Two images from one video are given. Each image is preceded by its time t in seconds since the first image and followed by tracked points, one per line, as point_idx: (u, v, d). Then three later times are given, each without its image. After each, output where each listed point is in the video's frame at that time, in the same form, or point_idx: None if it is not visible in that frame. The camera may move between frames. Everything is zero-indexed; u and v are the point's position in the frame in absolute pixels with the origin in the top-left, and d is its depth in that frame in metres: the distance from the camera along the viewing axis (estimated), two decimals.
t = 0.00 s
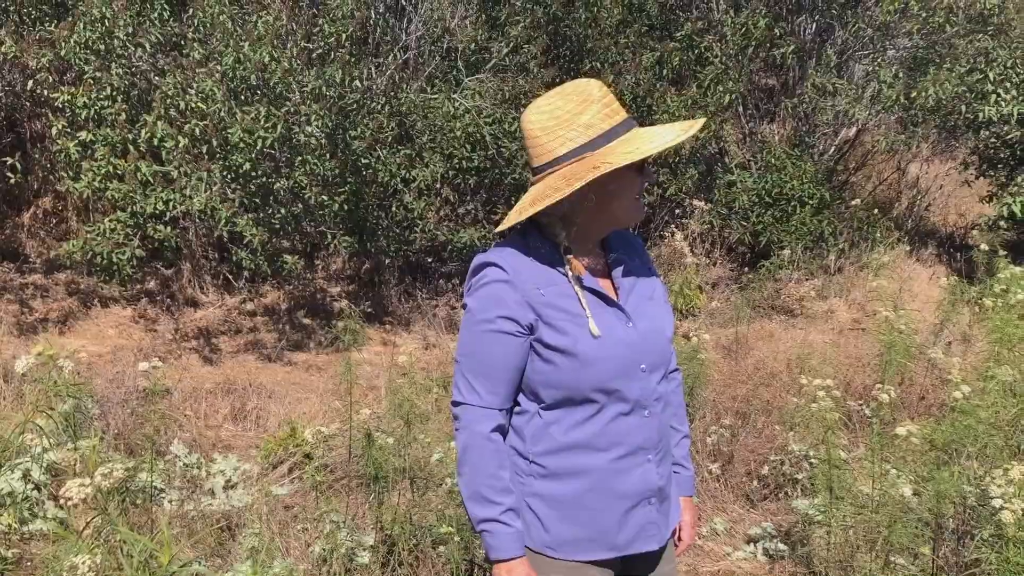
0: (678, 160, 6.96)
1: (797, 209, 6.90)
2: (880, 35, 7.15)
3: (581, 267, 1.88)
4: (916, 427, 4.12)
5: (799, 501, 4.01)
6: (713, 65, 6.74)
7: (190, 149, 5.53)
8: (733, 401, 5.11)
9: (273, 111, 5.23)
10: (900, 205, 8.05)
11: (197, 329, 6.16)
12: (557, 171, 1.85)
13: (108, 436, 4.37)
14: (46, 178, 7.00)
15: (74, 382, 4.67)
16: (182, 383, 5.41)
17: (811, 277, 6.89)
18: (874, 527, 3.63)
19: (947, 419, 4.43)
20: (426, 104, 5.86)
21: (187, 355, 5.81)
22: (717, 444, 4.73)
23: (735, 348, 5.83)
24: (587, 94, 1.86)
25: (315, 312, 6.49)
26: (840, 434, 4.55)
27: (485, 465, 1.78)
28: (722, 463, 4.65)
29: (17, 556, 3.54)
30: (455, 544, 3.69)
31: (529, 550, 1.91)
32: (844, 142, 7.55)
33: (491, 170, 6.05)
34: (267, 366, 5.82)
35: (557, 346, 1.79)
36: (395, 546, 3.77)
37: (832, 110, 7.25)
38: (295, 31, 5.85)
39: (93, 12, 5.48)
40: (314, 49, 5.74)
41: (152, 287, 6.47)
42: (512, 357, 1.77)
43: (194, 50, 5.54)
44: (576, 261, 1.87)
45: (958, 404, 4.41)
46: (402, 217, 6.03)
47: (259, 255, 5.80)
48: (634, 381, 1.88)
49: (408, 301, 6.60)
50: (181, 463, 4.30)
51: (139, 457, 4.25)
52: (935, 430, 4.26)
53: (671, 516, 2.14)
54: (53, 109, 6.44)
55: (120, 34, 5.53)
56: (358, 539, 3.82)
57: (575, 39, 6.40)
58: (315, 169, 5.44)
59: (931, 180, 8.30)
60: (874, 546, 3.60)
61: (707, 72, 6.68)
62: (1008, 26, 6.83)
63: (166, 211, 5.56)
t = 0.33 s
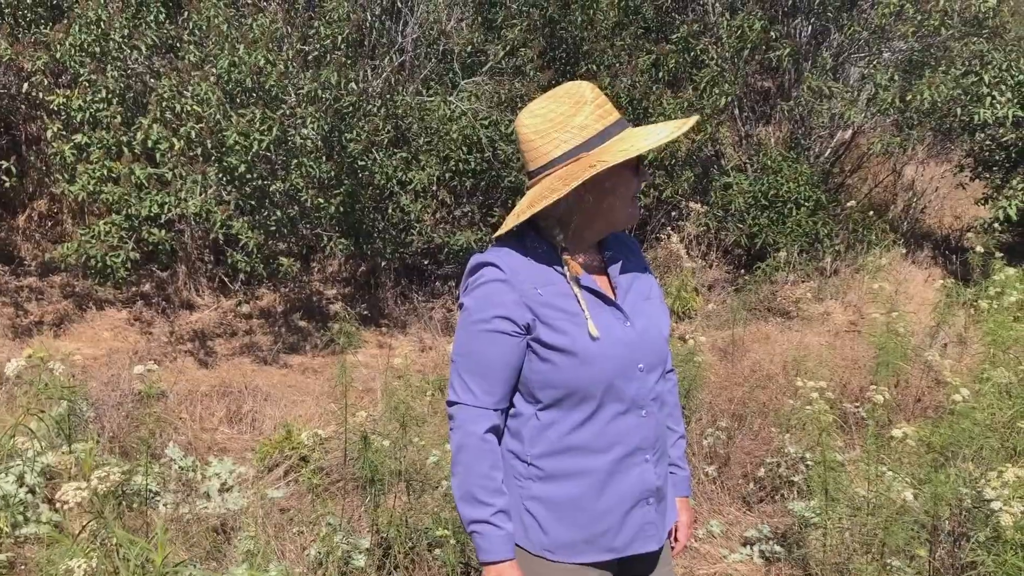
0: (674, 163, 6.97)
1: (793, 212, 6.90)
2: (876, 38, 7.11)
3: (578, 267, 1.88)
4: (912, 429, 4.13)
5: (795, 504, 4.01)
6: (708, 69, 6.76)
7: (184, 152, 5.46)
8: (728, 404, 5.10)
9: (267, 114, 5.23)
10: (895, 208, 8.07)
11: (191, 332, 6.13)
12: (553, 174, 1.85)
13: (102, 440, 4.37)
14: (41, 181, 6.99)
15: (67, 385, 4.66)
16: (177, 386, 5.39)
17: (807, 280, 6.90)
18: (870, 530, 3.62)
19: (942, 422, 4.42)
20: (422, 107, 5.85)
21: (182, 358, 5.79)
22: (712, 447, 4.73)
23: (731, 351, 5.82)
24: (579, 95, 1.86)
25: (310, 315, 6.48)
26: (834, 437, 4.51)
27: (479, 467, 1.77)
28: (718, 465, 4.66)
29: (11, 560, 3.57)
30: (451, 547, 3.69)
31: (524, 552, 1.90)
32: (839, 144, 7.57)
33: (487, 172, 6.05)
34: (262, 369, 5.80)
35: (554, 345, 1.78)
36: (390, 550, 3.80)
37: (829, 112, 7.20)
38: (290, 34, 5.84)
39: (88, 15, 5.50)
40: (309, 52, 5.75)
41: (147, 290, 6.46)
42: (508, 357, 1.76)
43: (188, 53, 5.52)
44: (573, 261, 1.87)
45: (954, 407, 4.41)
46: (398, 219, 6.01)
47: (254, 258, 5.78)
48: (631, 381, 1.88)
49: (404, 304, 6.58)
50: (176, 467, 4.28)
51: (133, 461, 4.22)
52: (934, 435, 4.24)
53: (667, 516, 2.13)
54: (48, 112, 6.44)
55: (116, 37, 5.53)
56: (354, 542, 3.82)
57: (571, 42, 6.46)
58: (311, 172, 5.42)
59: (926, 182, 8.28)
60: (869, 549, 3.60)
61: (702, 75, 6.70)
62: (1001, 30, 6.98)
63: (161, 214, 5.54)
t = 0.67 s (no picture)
0: (668, 165, 6.95)
1: (787, 213, 6.93)
2: (869, 40, 7.13)
3: (569, 267, 1.87)
4: (905, 432, 4.12)
5: (788, 505, 4.06)
6: (703, 70, 6.77)
7: (178, 154, 5.53)
8: (722, 405, 5.10)
9: (261, 115, 5.22)
10: (888, 209, 8.09)
11: (185, 333, 6.12)
12: (543, 169, 1.85)
13: (95, 442, 4.35)
14: (34, 182, 6.97)
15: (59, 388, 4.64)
16: (170, 388, 5.37)
17: (800, 281, 6.92)
18: (864, 531, 3.65)
19: (936, 424, 4.42)
20: (416, 108, 5.84)
21: (175, 360, 5.78)
22: (706, 448, 4.73)
23: (725, 352, 5.82)
24: (577, 95, 1.88)
25: (304, 316, 6.47)
26: (827, 438, 4.59)
27: (473, 470, 1.77)
28: (711, 466, 4.67)
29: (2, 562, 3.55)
30: (444, 549, 3.71)
31: (518, 555, 1.90)
32: (833, 146, 7.60)
33: (481, 173, 6.06)
34: (256, 370, 5.79)
35: (547, 348, 1.78)
36: (384, 552, 3.79)
37: (822, 114, 7.21)
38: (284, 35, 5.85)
39: (81, 16, 5.47)
40: (303, 54, 5.76)
41: (141, 291, 6.45)
42: (502, 360, 1.75)
43: (182, 54, 5.52)
44: (562, 259, 1.86)
45: (948, 409, 4.42)
46: (392, 220, 5.98)
47: (248, 259, 5.77)
48: (624, 382, 1.88)
49: (398, 305, 6.58)
50: (170, 468, 4.29)
51: (126, 463, 4.21)
52: (926, 437, 4.25)
53: (661, 517, 2.13)
54: (40, 113, 6.42)
55: (108, 37, 5.48)
56: (347, 544, 3.83)
57: (565, 44, 6.49)
58: (305, 173, 5.40)
59: (921, 184, 8.22)
60: (863, 551, 3.62)
61: (697, 77, 6.72)
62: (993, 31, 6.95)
63: (154, 216, 5.53)
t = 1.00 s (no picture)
0: (658, 165, 6.94)
1: (776, 214, 6.94)
2: (857, 41, 7.13)
3: (558, 269, 1.88)
4: (890, 432, 4.15)
5: (775, 504, 4.13)
6: (693, 72, 6.77)
7: (165, 155, 5.56)
8: (711, 405, 5.11)
9: (249, 115, 5.17)
10: (877, 210, 8.09)
11: (173, 335, 6.09)
12: (531, 171, 1.85)
13: (82, 445, 4.31)
14: (21, 183, 6.94)
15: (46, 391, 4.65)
16: (158, 389, 5.35)
17: (790, 281, 6.92)
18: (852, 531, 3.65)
19: (921, 423, 4.44)
20: (406, 109, 5.82)
21: (163, 362, 5.75)
22: (695, 448, 4.75)
23: (714, 352, 5.82)
24: (565, 96, 1.88)
25: (293, 317, 6.44)
26: (816, 438, 4.59)
27: (461, 474, 1.76)
28: (701, 466, 4.69)
29: None
30: (434, 550, 3.73)
31: (505, 556, 1.90)
32: (822, 147, 7.62)
33: (471, 173, 6.03)
34: (245, 372, 5.78)
35: (536, 351, 1.77)
36: (372, 554, 3.75)
37: (810, 115, 7.19)
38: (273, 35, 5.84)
39: (68, 16, 5.46)
40: (290, 54, 5.78)
41: (129, 293, 6.42)
42: (490, 363, 1.75)
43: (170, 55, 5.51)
44: (550, 261, 1.87)
45: (932, 409, 4.44)
46: (381, 221, 5.96)
47: (236, 262, 5.75)
48: (613, 385, 1.87)
49: (387, 307, 6.55)
50: (158, 471, 4.29)
51: (114, 465, 4.19)
52: (911, 436, 4.28)
53: (649, 519, 2.13)
54: (28, 114, 6.39)
55: (95, 38, 5.46)
56: (336, 546, 3.84)
57: (554, 45, 6.50)
58: (293, 174, 5.38)
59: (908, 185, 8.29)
60: (851, 550, 3.62)
61: (685, 79, 6.73)
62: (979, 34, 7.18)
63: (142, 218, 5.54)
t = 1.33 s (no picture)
0: (641, 166, 6.98)
1: (758, 215, 6.98)
2: (838, 43, 7.23)
3: (543, 270, 1.87)
4: (869, 428, 4.20)
5: (759, 503, 4.16)
6: (675, 73, 6.80)
7: (147, 156, 5.51)
8: (694, 405, 5.13)
9: (231, 117, 5.19)
10: (858, 210, 8.12)
11: (155, 337, 6.05)
12: (514, 172, 1.85)
13: (62, 448, 4.27)
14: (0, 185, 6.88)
15: (25, 395, 4.60)
16: (140, 392, 5.31)
17: (772, 281, 6.93)
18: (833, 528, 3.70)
19: (900, 421, 4.49)
20: (389, 110, 5.83)
21: (145, 364, 5.72)
22: (679, 448, 4.78)
23: (697, 352, 5.84)
24: (548, 97, 1.87)
25: (276, 319, 6.41)
26: (799, 437, 4.61)
27: (444, 477, 1.76)
28: (684, 466, 4.71)
29: None
30: (416, 552, 3.72)
31: (490, 558, 1.89)
32: (804, 147, 7.65)
33: (455, 174, 6.03)
34: (228, 374, 5.75)
35: (520, 353, 1.77)
36: (355, 556, 3.76)
37: (792, 116, 7.22)
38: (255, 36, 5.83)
39: (45, 16, 5.42)
40: (272, 55, 5.75)
41: (110, 295, 6.36)
42: (474, 365, 1.75)
43: (151, 56, 5.48)
44: (535, 262, 1.86)
45: (912, 407, 4.47)
46: (365, 223, 5.89)
47: (219, 264, 5.68)
48: (598, 386, 1.87)
49: (371, 308, 6.53)
50: (138, 475, 4.24)
51: (94, 470, 4.17)
52: (889, 431, 4.32)
53: (634, 520, 2.13)
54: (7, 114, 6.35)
55: (75, 38, 5.44)
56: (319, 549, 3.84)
57: (537, 46, 6.49)
58: (275, 175, 5.36)
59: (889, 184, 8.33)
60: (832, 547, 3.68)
61: (668, 80, 6.75)
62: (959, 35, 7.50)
63: (124, 220, 5.48)
